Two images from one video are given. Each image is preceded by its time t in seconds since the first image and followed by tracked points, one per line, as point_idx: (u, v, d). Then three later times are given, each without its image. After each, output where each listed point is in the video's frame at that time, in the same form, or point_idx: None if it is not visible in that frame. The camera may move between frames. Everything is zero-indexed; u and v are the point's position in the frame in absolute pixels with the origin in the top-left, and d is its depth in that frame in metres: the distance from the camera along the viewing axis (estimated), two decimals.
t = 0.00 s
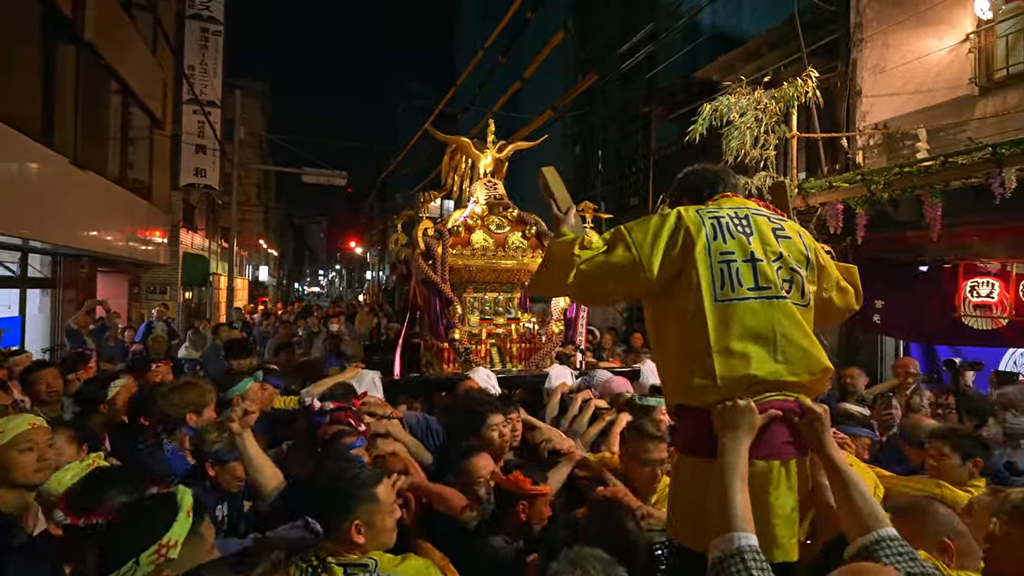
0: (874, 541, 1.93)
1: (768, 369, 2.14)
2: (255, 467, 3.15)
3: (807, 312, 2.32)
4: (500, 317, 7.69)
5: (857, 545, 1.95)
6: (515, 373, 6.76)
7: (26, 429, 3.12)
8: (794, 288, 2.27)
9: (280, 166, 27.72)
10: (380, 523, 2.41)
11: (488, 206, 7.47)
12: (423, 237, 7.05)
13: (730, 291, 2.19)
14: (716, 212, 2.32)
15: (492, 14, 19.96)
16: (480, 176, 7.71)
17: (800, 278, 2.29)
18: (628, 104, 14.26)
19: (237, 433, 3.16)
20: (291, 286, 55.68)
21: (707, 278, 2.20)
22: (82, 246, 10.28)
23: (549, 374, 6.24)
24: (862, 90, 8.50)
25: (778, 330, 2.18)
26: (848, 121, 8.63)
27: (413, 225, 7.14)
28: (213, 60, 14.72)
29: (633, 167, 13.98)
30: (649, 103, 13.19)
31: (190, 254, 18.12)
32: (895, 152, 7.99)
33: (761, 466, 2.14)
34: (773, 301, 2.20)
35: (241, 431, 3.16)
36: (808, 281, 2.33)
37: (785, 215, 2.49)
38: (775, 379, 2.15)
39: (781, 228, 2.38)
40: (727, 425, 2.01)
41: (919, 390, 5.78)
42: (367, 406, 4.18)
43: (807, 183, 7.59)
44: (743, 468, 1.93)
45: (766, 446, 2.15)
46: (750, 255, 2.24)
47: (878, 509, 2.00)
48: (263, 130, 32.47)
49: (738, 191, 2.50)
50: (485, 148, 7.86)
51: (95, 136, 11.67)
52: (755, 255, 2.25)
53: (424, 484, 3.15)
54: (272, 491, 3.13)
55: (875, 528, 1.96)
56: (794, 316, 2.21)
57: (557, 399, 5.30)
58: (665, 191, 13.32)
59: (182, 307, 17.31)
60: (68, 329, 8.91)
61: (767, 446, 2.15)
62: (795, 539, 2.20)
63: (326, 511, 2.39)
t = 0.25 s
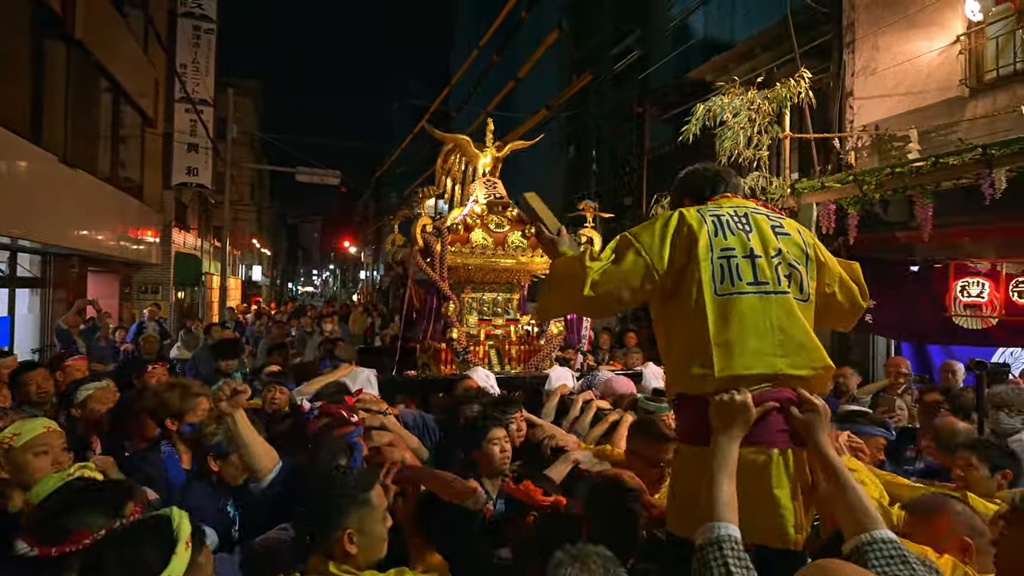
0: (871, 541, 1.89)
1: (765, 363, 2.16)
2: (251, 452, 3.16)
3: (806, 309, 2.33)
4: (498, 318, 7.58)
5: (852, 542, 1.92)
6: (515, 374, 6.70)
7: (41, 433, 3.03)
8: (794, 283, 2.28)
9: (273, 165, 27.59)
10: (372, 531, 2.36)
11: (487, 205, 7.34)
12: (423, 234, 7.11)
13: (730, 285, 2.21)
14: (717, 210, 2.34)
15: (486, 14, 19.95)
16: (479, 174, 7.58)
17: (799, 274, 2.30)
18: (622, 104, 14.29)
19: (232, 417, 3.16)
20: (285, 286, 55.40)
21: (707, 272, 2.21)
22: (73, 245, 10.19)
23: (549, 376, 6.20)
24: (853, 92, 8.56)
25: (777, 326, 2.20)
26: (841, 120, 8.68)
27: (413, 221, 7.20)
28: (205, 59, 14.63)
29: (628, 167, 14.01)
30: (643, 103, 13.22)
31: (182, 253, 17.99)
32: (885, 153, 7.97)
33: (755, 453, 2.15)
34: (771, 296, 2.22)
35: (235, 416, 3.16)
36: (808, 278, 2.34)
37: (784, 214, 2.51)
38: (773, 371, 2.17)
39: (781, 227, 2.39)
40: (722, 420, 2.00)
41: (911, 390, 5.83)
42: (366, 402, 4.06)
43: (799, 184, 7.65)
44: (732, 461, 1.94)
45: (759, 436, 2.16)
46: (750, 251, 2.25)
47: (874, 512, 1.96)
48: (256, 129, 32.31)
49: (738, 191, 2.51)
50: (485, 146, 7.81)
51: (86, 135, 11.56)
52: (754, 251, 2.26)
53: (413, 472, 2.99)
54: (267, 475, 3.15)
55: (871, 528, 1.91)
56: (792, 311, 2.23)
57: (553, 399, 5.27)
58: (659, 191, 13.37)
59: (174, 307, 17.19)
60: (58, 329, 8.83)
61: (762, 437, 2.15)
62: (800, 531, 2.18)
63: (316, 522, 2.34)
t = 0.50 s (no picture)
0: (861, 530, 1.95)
1: (754, 359, 2.19)
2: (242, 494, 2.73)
3: (794, 306, 2.36)
4: (500, 318, 7.62)
5: (843, 532, 1.99)
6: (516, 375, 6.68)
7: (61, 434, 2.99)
8: (780, 282, 2.31)
9: (267, 164, 27.48)
10: (383, 563, 2.28)
11: (488, 202, 7.52)
12: (423, 233, 7.08)
13: (716, 285, 2.25)
14: (701, 213, 2.40)
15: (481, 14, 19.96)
16: (480, 172, 7.59)
17: (785, 273, 2.34)
18: (617, 106, 14.35)
19: (223, 457, 2.69)
20: (279, 285, 55.11)
21: (691, 273, 2.27)
22: (66, 245, 10.13)
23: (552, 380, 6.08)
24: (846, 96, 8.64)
25: (763, 321, 2.22)
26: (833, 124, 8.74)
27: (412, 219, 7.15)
28: (200, 58, 14.57)
29: (623, 168, 14.07)
30: (639, 104, 13.28)
31: (176, 253, 17.89)
32: (875, 156, 8.13)
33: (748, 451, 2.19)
34: (758, 295, 2.25)
35: (227, 454, 2.71)
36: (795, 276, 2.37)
37: (772, 213, 2.54)
38: (762, 367, 2.19)
39: (766, 227, 2.44)
40: (717, 419, 2.03)
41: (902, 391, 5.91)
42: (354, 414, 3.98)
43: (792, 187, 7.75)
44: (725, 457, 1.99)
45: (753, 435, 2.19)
46: (734, 251, 2.29)
47: (863, 503, 2.04)
48: (250, 128, 32.16)
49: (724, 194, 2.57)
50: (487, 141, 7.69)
51: (79, 134, 11.49)
52: (739, 251, 2.30)
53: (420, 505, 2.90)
54: (257, 520, 2.72)
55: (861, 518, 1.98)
56: (778, 308, 2.25)
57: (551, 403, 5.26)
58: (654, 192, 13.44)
59: (168, 307, 17.10)
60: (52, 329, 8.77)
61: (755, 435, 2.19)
62: (792, 525, 2.23)
63: (324, 554, 2.24)
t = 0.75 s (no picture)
0: (836, 525, 2.02)
1: (730, 358, 2.29)
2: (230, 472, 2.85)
3: (775, 309, 2.47)
4: (499, 323, 7.75)
5: (818, 528, 2.05)
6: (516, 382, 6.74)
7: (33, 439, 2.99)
8: (766, 285, 2.42)
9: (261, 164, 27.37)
10: None
11: (488, 206, 7.46)
12: (419, 235, 7.06)
13: (708, 282, 2.32)
14: (702, 206, 2.44)
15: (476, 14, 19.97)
16: (480, 175, 7.59)
17: (772, 277, 2.44)
18: (612, 106, 14.40)
19: (217, 436, 2.85)
20: (273, 284, 54.88)
21: (687, 267, 2.31)
22: (58, 245, 10.06)
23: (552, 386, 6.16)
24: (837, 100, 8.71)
25: (746, 324, 2.32)
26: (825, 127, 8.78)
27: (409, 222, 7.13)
28: (193, 57, 14.51)
29: (617, 169, 14.12)
30: (633, 105, 13.34)
31: (169, 253, 17.79)
32: (868, 157, 8.22)
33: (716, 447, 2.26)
34: (745, 295, 2.34)
35: (220, 434, 2.85)
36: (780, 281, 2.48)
37: (767, 215, 2.63)
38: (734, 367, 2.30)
39: (762, 229, 2.52)
40: (690, 417, 2.07)
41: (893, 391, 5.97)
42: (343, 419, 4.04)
43: (785, 188, 7.82)
44: (702, 456, 2.05)
45: (719, 429, 2.27)
46: (729, 250, 2.37)
47: (832, 498, 2.10)
48: (244, 127, 32.01)
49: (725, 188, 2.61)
50: (485, 144, 7.72)
51: (72, 134, 11.42)
52: (733, 250, 2.38)
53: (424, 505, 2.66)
54: (248, 503, 2.82)
55: (831, 513, 2.05)
56: (761, 311, 2.36)
57: (552, 412, 5.29)
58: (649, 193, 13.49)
59: (161, 307, 17.00)
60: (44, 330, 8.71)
61: (723, 429, 2.27)
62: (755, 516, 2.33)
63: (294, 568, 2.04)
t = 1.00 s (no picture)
0: (804, 530, 2.03)
1: (694, 365, 2.53)
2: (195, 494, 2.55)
3: (734, 322, 2.72)
4: (497, 321, 7.74)
5: (787, 536, 2.06)
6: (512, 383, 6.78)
7: None
8: (724, 299, 2.67)
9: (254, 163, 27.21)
10: None
11: (486, 200, 7.55)
12: (414, 232, 7.09)
13: (668, 296, 2.59)
14: (660, 229, 2.76)
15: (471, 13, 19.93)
16: (479, 168, 7.63)
17: (730, 291, 2.71)
18: (607, 106, 14.42)
19: (173, 482, 2.36)
20: (267, 283, 54.59)
21: (648, 283, 2.60)
22: (49, 244, 9.98)
23: (551, 387, 6.08)
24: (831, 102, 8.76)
25: (705, 333, 2.57)
26: (818, 126, 8.89)
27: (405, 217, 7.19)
28: (186, 55, 14.42)
29: (612, 169, 14.16)
30: (628, 105, 13.39)
31: (162, 252, 17.68)
32: (862, 159, 8.22)
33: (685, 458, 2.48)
34: (703, 307, 2.61)
35: (176, 481, 2.37)
36: (738, 296, 2.74)
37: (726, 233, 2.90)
38: (698, 374, 2.53)
39: (718, 248, 2.80)
40: (658, 426, 2.31)
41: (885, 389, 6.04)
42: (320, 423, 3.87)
43: (778, 189, 7.89)
44: (676, 466, 2.24)
45: (687, 441, 2.47)
46: (686, 266, 2.66)
47: (800, 504, 2.14)
48: (237, 126, 31.81)
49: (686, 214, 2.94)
50: (486, 137, 7.76)
51: (63, 132, 11.33)
52: (690, 266, 2.66)
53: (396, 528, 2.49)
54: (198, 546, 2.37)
55: (799, 517, 2.07)
56: (720, 321, 2.62)
57: (552, 416, 5.29)
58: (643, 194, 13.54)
59: (154, 307, 16.89)
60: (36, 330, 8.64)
61: (688, 441, 2.47)
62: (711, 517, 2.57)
63: None
